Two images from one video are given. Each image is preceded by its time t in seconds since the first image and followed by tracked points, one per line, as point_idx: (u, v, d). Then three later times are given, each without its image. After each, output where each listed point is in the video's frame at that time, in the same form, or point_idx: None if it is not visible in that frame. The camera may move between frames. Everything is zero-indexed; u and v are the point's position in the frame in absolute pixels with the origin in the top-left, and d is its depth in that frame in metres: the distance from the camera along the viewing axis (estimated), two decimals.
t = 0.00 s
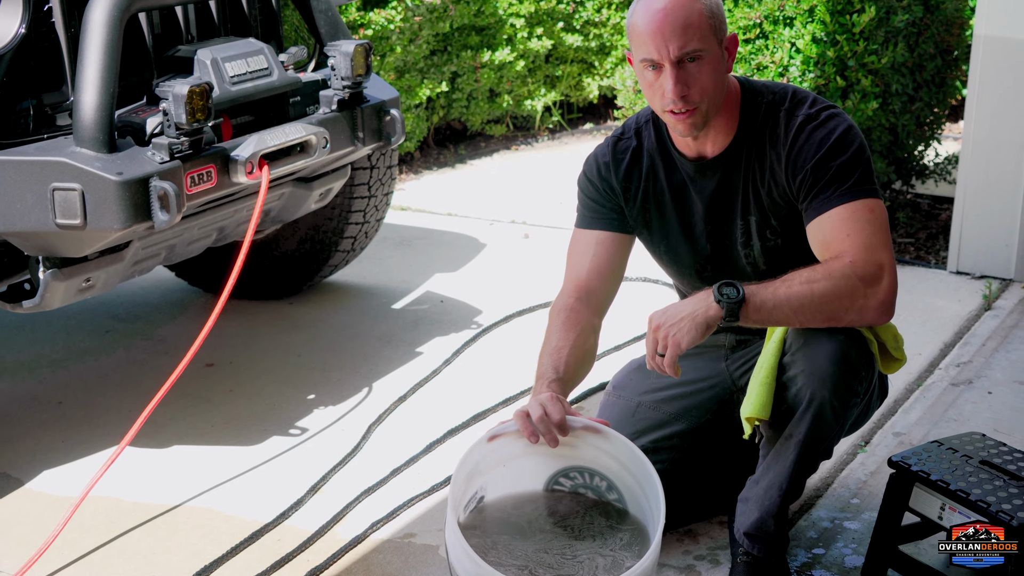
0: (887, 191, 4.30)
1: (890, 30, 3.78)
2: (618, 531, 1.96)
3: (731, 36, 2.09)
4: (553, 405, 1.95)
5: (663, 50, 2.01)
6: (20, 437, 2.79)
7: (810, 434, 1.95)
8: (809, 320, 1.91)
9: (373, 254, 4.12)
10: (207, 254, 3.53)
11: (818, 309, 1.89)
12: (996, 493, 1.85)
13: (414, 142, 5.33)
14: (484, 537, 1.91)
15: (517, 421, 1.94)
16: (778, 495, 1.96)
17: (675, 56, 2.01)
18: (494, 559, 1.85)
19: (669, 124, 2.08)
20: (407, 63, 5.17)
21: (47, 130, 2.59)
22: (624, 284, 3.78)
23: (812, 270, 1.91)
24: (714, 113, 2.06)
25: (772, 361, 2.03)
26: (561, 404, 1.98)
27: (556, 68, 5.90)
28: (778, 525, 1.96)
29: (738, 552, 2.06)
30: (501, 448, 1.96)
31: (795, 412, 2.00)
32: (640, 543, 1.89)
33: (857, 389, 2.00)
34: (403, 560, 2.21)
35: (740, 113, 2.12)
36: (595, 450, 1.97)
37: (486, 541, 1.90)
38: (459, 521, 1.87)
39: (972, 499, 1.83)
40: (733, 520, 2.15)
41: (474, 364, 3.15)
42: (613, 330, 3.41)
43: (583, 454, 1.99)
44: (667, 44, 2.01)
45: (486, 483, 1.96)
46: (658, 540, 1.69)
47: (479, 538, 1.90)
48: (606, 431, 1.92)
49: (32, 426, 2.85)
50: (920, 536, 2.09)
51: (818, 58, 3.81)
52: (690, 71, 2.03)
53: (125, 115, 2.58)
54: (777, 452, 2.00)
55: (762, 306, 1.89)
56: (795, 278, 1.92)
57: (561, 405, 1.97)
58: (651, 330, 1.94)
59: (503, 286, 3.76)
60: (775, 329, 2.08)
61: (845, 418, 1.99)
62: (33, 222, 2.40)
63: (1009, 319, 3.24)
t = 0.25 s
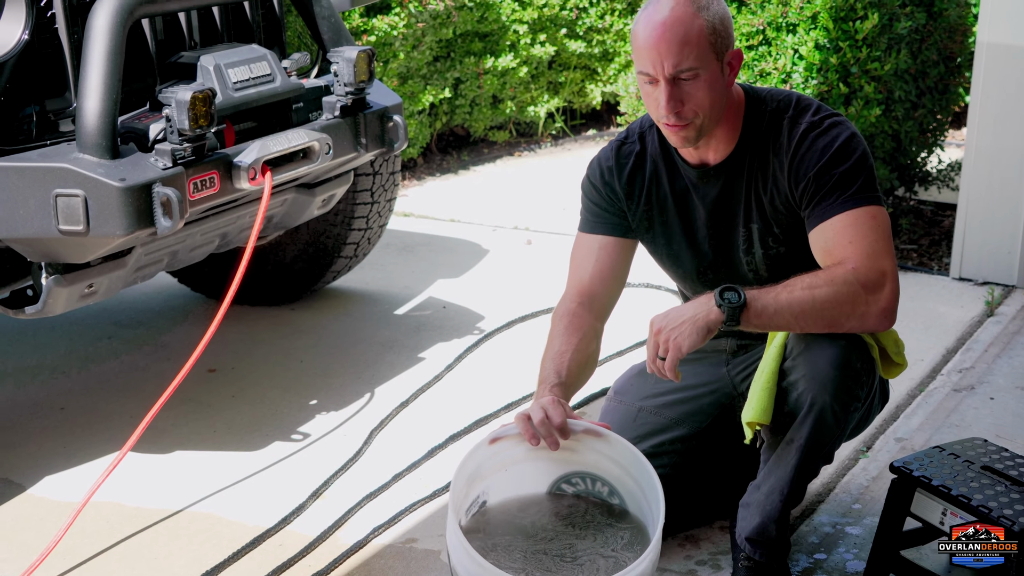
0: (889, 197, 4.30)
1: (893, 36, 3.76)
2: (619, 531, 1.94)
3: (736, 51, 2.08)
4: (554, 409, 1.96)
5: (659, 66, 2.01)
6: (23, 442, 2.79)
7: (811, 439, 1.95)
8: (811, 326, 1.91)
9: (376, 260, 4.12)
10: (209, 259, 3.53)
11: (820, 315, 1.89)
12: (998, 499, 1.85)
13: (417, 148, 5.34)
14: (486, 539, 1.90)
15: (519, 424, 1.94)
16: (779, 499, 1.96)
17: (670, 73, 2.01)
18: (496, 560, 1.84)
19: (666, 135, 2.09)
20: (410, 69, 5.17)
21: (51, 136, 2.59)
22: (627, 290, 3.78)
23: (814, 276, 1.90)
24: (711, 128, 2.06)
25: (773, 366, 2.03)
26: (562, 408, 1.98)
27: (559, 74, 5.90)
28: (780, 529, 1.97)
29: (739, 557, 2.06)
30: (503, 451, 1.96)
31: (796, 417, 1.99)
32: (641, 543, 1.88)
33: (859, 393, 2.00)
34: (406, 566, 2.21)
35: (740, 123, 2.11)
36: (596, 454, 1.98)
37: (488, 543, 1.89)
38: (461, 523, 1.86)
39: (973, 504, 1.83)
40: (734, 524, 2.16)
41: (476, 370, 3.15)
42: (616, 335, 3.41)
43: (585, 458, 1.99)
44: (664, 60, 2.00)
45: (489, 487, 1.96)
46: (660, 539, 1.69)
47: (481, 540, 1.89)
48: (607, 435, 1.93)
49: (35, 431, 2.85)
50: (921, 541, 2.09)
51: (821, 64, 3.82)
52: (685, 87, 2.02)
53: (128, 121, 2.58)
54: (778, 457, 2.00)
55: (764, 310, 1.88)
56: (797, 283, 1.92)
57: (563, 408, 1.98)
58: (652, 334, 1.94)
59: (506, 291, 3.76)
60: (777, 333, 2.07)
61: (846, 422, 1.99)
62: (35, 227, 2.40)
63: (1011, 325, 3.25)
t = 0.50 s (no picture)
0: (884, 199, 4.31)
1: (888, 38, 3.77)
2: (611, 531, 1.93)
3: (730, 55, 2.08)
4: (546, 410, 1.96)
5: (652, 70, 2.01)
6: (17, 444, 2.79)
7: (805, 440, 1.95)
8: (805, 327, 1.91)
9: (371, 261, 4.12)
10: (204, 261, 3.52)
11: (814, 316, 1.89)
12: (993, 500, 1.85)
13: (412, 149, 5.34)
14: (478, 535, 1.89)
15: (511, 424, 1.94)
16: (774, 501, 1.96)
17: (663, 76, 2.01)
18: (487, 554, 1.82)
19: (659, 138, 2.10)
20: (405, 71, 5.17)
21: (45, 138, 2.59)
22: (622, 291, 3.78)
23: (809, 277, 1.91)
24: (703, 131, 2.06)
25: (767, 367, 2.03)
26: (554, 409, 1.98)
27: (554, 76, 5.91)
28: (775, 531, 1.96)
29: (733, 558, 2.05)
30: (496, 452, 1.97)
31: (790, 418, 2.00)
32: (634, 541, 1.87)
33: (853, 394, 2.00)
34: (401, 568, 2.21)
35: (734, 125, 2.11)
36: (589, 456, 1.99)
37: (480, 539, 1.88)
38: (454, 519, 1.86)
39: (967, 506, 1.83)
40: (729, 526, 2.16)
41: (471, 372, 3.15)
42: (610, 337, 3.41)
43: (578, 460, 2.00)
44: (656, 64, 2.00)
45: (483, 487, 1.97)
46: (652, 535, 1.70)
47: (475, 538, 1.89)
48: (599, 434, 1.94)
49: (29, 433, 2.84)
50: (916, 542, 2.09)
51: (815, 65, 3.82)
52: (678, 92, 2.02)
53: (123, 123, 2.58)
54: (773, 459, 2.00)
55: (759, 311, 1.88)
56: (792, 284, 1.92)
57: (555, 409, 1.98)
58: (648, 335, 1.93)
59: (501, 293, 3.76)
60: (771, 335, 2.08)
61: (841, 424, 1.99)
62: (29, 230, 2.40)
63: (1006, 326, 3.25)
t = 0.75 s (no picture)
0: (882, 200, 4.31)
1: (886, 39, 3.77)
2: (612, 531, 1.93)
3: (729, 57, 2.08)
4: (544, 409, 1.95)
5: (652, 69, 2.01)
6: (15, 444, 2.79)
7: (802, 440, 1.96)
8: (803, 326, 1.91)
9: (369, 262, 4.12)
10: (203, 261, 3.52)
11: (812, 315, 1.89)
12: (991, 502, 1.85)
13: (411, 150, 5.34)
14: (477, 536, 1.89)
15: (509, 423, 1.94)
16: (772, 501, 1.96)
17: (663, 76, 2.01)
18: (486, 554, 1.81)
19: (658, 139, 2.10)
20: (404, 72, 5.17)
21: (44, 138, 2.59)
22: (620, 292, 3.78)
23: (807, 276, 1.91)
24: (703, 131, 2.06)
25: (765, 367, 2.03)
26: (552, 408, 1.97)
27: (553, 77, 5.91)
28: (772, 531, 1.96)
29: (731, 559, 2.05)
30: (496, 452, 1.98)
31: (788, 418, 2.00)
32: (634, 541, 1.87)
33: (850, 394, 2.00)
34: (399, 568, 2.21)
35: (733, 125, 2.12)
36: (588, 457, 1.99)
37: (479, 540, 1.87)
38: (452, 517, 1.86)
39: (966, 507, 1.83)
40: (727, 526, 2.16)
41: (469, 372, 3.15)
42: (609, 338, 3.42)
43: (577, 462, 2.00)
44: (656, 64, 2.01)
45: (482, 488, 1.97)
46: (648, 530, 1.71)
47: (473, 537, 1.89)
48: (598, 433, 1.94)
49: (28, 433, 2.85)
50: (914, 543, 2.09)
51: (814, 67, 3.83)
52: (678, 92, 2.03)
53: (122, 123, 2.59)
54: (771, 459, 2.00)
55: (757, 309, 1.89)
56: (790, 283, 1.92)
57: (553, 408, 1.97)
58: (645, 333, 1.93)
59: (500, 294, 3.76)
60: (769, 334, 2.08)
61: (838, 424, 1.99)
62: (28, 230, 2.40)
63: (1004, 328, 3.25)
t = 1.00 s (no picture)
0: (888, 199, 4.31)
1: (891, 38, 3.77)
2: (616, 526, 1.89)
3: (736, 51, 2.08)
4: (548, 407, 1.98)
5: (662, 63, 2.01)
6: (22, 442, 2.79)
7: (808, 438, 1.95)
8: (809, 326, 1.91)
9: (375, 261, 4.13)
10: (209, 260, 3.53)
11: (818, 314, 1.89)
12: (997, 500, 1.85)
13: (416, 149, 5.34)
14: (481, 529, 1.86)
15: (514, 421, 1.96)
16: (778, 499, 1.96)
17: (673, 70, 2.01)
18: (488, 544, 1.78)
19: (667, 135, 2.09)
20: (409, 70, 5.17)
21: (50, 137, 2.60)
22: (626, 291, 3.78)
23: (813, 275, 1.90)
24: (712, 126, 2.06)
25: (771, 365, 2.03)
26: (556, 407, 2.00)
27: (558, 76, 5.91)
28: (778, 529, 1.96)
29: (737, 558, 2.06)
30: (502, 451, 1.98)
31: (793, 417, 1.99)
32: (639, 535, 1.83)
33: (856, 393, 1.99)
34: (405, 566, 2.21)
35: (739, 122, 2.12)
36: (594, 458, 1.99)
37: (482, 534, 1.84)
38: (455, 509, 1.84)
39: (971, 506, 1.83)
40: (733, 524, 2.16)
41: (475, 371, 3.15)
42: (614, 336, 3.41)
43: (583, 462, 2.00)
44: (666, 58, 2.01)
45: (489, 487, 1.98)
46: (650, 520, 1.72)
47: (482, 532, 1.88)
48: (602, 431, 1.95)
49: (34, 431, 2.85)
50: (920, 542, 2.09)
51: (819, 65, 3.83)
52: (688, 86, 2.03)
53: (127, 122, 2.59)
54: (777, 458, 2.00)
55: (764, 309, 1.88)
56: (796, 282, 1.92)
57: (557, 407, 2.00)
58: (648, 323, 1.93)
59: (505, 292, 3.76)
60: (774, 333, 2.08)
61: (844, 422, 1.98)
62: (34, 228, 2.40)
63: (1010, 326, 3.25)
